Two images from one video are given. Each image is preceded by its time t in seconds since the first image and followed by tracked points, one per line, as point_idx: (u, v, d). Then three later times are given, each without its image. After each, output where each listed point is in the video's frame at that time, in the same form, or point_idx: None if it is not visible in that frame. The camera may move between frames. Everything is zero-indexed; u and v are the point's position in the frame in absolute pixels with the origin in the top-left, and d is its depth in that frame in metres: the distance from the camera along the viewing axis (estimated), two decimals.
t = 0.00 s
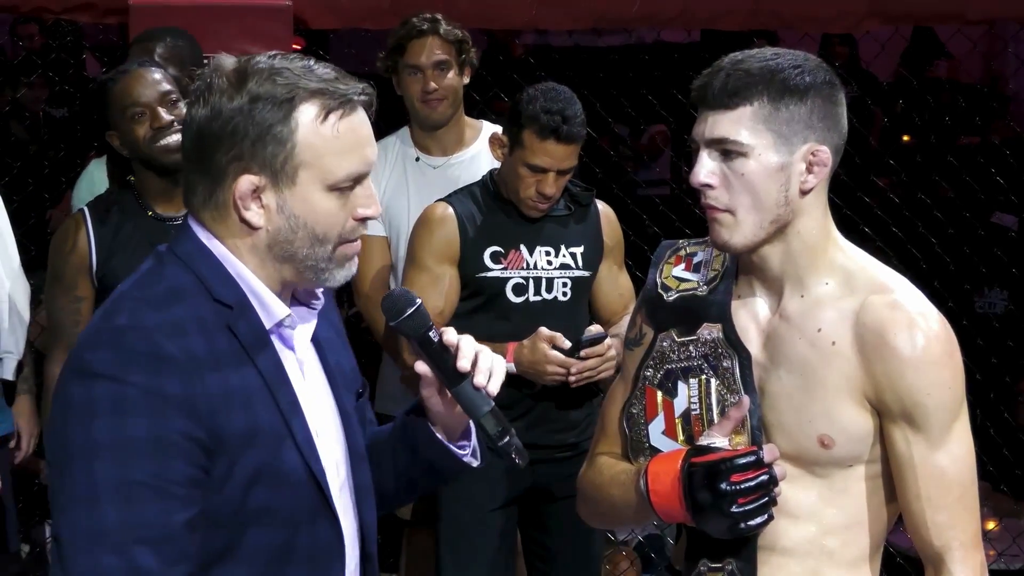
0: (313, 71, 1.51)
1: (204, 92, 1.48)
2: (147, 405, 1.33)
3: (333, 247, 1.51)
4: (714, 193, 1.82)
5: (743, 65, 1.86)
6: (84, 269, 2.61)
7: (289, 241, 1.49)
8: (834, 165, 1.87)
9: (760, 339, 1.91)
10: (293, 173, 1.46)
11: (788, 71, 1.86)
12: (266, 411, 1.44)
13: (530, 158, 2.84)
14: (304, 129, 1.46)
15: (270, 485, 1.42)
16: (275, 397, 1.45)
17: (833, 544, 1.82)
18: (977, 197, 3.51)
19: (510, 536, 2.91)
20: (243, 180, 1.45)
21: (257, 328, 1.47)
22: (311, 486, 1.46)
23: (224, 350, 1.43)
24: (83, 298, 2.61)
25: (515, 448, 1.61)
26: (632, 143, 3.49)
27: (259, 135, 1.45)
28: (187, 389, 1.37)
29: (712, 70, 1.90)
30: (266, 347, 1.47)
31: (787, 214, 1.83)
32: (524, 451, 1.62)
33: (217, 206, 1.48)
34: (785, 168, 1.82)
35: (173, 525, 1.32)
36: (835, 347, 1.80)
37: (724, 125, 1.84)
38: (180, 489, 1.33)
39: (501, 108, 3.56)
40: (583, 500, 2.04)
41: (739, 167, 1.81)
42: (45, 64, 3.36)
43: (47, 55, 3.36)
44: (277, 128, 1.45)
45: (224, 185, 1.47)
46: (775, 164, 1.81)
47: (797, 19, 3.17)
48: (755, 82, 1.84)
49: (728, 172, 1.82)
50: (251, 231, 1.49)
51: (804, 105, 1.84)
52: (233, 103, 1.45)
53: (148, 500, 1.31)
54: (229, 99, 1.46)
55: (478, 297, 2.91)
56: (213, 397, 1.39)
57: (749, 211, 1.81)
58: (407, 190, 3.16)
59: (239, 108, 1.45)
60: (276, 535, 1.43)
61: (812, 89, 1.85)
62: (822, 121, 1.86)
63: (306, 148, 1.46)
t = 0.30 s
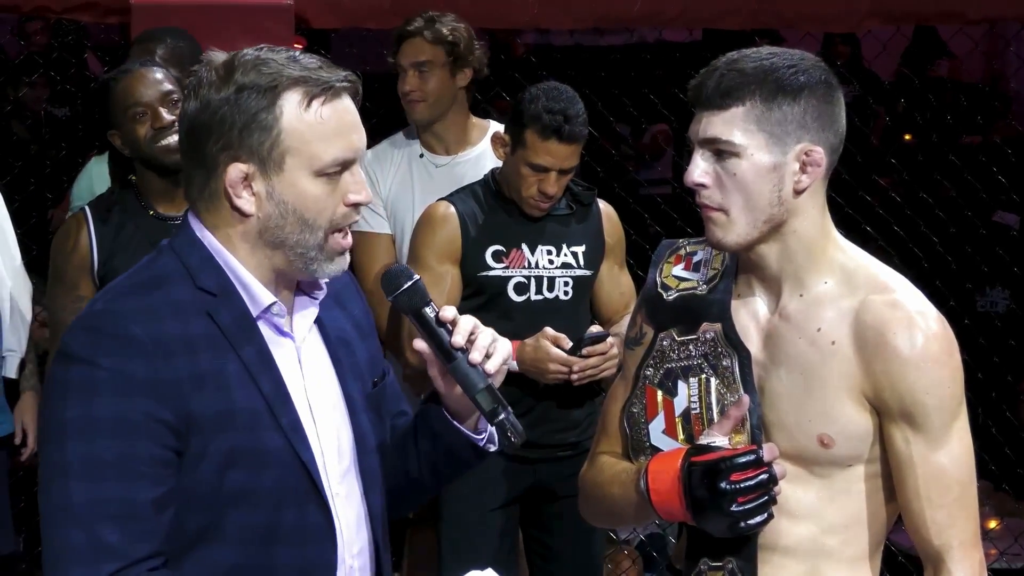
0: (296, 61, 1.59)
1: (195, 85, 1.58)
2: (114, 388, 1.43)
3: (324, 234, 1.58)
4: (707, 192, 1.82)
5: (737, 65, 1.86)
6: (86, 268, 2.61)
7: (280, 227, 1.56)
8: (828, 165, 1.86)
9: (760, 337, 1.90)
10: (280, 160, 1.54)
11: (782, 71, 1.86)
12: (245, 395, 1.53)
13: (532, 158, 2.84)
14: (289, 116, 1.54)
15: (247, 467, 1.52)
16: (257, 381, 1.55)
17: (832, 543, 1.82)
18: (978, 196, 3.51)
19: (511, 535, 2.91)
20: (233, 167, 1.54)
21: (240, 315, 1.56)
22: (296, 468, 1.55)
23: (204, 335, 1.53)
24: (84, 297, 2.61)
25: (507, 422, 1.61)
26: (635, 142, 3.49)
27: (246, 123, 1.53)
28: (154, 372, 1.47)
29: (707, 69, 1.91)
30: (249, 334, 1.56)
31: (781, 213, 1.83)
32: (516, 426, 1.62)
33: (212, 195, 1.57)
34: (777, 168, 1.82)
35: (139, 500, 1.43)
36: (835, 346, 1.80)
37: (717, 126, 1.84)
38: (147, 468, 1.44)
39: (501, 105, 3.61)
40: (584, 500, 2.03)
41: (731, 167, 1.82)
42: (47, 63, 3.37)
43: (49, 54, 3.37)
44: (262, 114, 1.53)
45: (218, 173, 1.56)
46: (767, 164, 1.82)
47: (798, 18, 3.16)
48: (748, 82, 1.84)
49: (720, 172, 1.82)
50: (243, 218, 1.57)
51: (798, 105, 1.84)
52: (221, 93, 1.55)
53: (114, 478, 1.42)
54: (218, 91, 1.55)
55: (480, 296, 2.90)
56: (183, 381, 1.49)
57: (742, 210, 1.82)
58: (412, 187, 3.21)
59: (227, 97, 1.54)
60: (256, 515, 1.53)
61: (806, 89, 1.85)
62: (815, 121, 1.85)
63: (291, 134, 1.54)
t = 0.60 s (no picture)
0: (276, 57, 1.60)
1: (180, 88, 1.58)
2: (101, 386, 1.45)
3: (318, 223, 1.59)
4: (701, 191, 1.84)
5: (733, 64, 1.87)
6: (86, 266, 2.61)
7: (272, 221, 1.57)
8: (824, 164, 1.86)
9: (759, 337, 1.91)
10: (267, 155, 1.55)
11: (777, 71, 1.86)
12: (237, 388, 1.54)
13: (532, 157, 2.84)
14: (273, 112, 1.55)
15: (240, 460, 1.52)
16: (247, 374, 1.55)
17: (832, 542, 1.82)
18: (980, 194, 3.49)
19: (511, 533, 2.91)
20: (221, 165, 1.55)
21: (231, 309, 1.57)
22: (291, 459, 1.55)
23: (194, 330, 1.53)
24: (84, 296, 2.61)
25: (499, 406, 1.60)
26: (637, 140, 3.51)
27: (230, 122, 1.54)
28: (142, 369, 1.47)
29: (703, 69, 1.91)
30: (240, 327, 1.57)
31: (776, 212, 1.83)
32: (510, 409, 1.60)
33: (202, 193, 1.58)
34: (771, 167, 1.82)
35: (130, 496, 1.44)
36: (833, 346, 1.80)
37: (711, 125, 1.85)
38: (137, 465, 1.45)
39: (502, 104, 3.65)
40: (585, 499, 2.04)
41: (725, 167, 1.82)
42: (48, 62, 3.40)
43: (52, 53, 3.40)
44: (248, 111, 1.54)
45: (207, 172, 1.57)
46: (761, 163, 1.82)
47: (801, 17, 3.14)
48: (743, 81, 1.84)
49: (714, 171, 1.83)
50: (234, 214, 1.58)
51: (792, 105, 1.84)
52: (205, 93, 1.56)
53: (104, 476, 1.43)
54: (201, 91, 1.56)
55: (480, 295, 2.91)
56: (171, 376, 1.49)
57: (736, 210, 1.83)
58: (420, 184, 3.26)
59: (211, 96, 1.55)
60: (251, 507, 1.53)
61: (801, 89, 1.85)
62: (810, 120, 1.85)
63: (276, 129, 1.55)
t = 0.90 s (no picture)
0: (269, 53, 1.61)
1: (175, 87, 1.59)
2: (100, 381, 1.44)
3: (315, 218, 1.59)
4: (700, 192, 1.83)
5: (731, 65, 1.87)
6: (85, 267, 2.61)
7: (271, 217, 1.57)
8: (822, 165, 1.86)
9: (760, 338, 1.91)
10: (264, 151, 1.55)
11: (776, 71, 1.86)
12: (236, 384, 1.54)
13: (532, 157, 2.83)
14: (269, 108, 1.55)
15: (241, 455, 1.52)
16: (247, 371, 1.55)
17: (832, 543, 1.82)
18: (980, 194, 3.47)
19: (511, 534, 2.91)
20: (221, 162, 1.56)
21: (231, 306, 1.57)
22: (292, 454, 1.55)
23: (193, 327, 1.53)
24: (83, 297, 2.61)
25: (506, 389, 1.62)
26: (637, 137, 3.49)
27: (226, 120, 1.55)
28: (142, 364, 1.47)
29: (702, 69, 1.91)
30: (240, 324, 1.56)
31: (774, 213, 1.83)
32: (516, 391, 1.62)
33: (202, 191, 1.58)
34: (770, 168, 1.82)
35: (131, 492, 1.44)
36: (834, 346, 1.80)
37: (710, 126, 1.85)
38: (138, 460, 1.45)
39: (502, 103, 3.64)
40: (586, 500, 2.04)
41: (724, 168, 1.82)
42: (48, 62, 3.39)
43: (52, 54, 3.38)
44: (242, 106, 1.55)
45: (204, 171, 1.57)
46: (759, 164, 1.82)
47: (801, 17, 3.13)
48: (741, 82, 1.84)
49: (713, 172, 1.83)
50: (234, 211, 1.58)
51: (790, 106, 1.84)
52: (201, 92, 1.56)
53: (104, 471, 1.43)
54: (197, 91, 1.57)
55: (480, 295, 2.91)
56: (171, 372, 1.49)
57: (734, 211, 1.82)
58: (420, 185, 3.26)
59: (206, 95, 1.56)
60: (252, 502, 1.53)
61: (800, 89, 1.85)
62: (809, 121, 1.85)
63: (272, 124, 1.55)
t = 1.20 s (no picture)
0: (283, 57, 1.61)
1: (185, 88, 1.60)
2: (103, 376, 1.44)
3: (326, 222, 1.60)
4: (697, 198, 1.84)
5: (728, 70, 1.87)
6: (81, 274, 2.62)
7: (278, 219, 1.58)
8: (819, 169, 1.86)
9: (758, 343, 1.92)
10: (275, 155, 1.55)
11: (773, 76, 1.86)
12: (239, 384, 1.54)
13: (527, 162, 2.83)
14: (281, 110, 1.56)
15: (243, 454, 1.52)
16: (251, 371, 1.55)
17: (831, 547, 1.82)
18: (974, 198, 3.51)
19: (509, 538, 2.91)
20: (231, 163, 1.55)
21: (233, 307, 1.56)
22: (292, 456, 1.56)
23: (197, 326, 1.53)
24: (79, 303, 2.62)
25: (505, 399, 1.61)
26: (633, 142, 3.49)
27: (237, 120, 1.55)
28: (145, 361, 1.47)
29: (699, 74, 1.91)
30: (243, 325, 1.56)
31: (771, 218, 1.83)
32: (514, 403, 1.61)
33: (208, 190, 1.58)
34: (767, 173, 1.82)
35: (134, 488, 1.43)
36: (831, 350, 1.80)
37: (707, 130, 1.85)
38: (145, 454, 1.44)
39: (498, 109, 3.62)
40: (584, 505, 2.04)
41: (721, 173, 1.82)
42: (43, 68, 3.35)
43: (47, 60, 3.34)
44: (255, 108, 1.55)
45: (213, 170, 1.57)
46: (757, 168, 1.82)
47: (798, 20, 3.13)
48: (738, 87, 1.84)
49: (711, 177, 1.83)
50: (239, 211, 1.58)
51: (787, 110, 1.84)
52: (213, 92, 1.57)
53: (112, 466, 1.42)
54: (207, 91, 1.57)
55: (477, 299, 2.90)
56: (174, 371, 1.49)
57: (732, 216, 1.83)
58: (407, 191, 3.26)
59: (218, 95, 1.56)
60: (253, 502, 1.53)
61: (797, 94, 1.85)
62: (806, 125, 1.85)
63: (283, 128, 1.55)
